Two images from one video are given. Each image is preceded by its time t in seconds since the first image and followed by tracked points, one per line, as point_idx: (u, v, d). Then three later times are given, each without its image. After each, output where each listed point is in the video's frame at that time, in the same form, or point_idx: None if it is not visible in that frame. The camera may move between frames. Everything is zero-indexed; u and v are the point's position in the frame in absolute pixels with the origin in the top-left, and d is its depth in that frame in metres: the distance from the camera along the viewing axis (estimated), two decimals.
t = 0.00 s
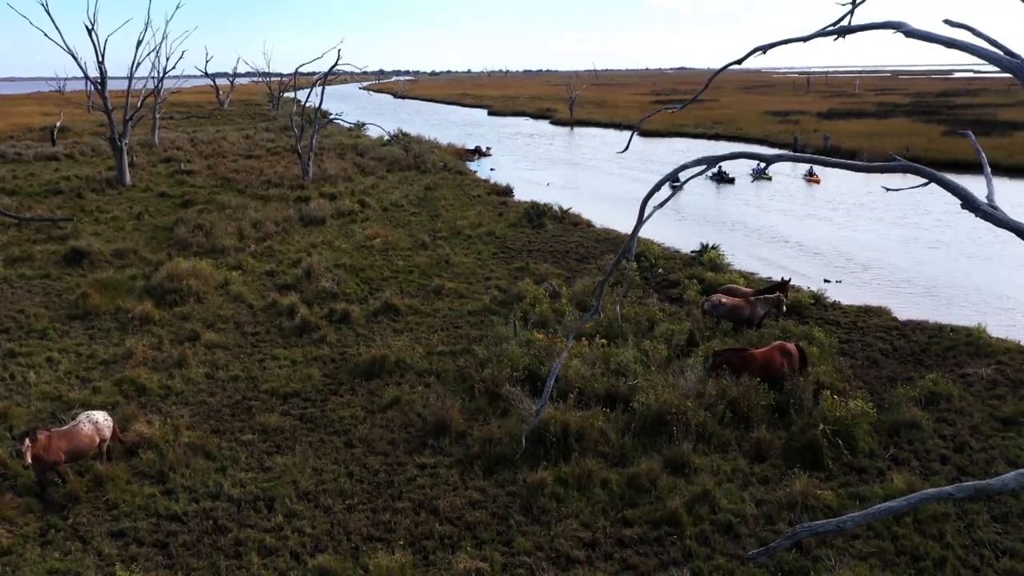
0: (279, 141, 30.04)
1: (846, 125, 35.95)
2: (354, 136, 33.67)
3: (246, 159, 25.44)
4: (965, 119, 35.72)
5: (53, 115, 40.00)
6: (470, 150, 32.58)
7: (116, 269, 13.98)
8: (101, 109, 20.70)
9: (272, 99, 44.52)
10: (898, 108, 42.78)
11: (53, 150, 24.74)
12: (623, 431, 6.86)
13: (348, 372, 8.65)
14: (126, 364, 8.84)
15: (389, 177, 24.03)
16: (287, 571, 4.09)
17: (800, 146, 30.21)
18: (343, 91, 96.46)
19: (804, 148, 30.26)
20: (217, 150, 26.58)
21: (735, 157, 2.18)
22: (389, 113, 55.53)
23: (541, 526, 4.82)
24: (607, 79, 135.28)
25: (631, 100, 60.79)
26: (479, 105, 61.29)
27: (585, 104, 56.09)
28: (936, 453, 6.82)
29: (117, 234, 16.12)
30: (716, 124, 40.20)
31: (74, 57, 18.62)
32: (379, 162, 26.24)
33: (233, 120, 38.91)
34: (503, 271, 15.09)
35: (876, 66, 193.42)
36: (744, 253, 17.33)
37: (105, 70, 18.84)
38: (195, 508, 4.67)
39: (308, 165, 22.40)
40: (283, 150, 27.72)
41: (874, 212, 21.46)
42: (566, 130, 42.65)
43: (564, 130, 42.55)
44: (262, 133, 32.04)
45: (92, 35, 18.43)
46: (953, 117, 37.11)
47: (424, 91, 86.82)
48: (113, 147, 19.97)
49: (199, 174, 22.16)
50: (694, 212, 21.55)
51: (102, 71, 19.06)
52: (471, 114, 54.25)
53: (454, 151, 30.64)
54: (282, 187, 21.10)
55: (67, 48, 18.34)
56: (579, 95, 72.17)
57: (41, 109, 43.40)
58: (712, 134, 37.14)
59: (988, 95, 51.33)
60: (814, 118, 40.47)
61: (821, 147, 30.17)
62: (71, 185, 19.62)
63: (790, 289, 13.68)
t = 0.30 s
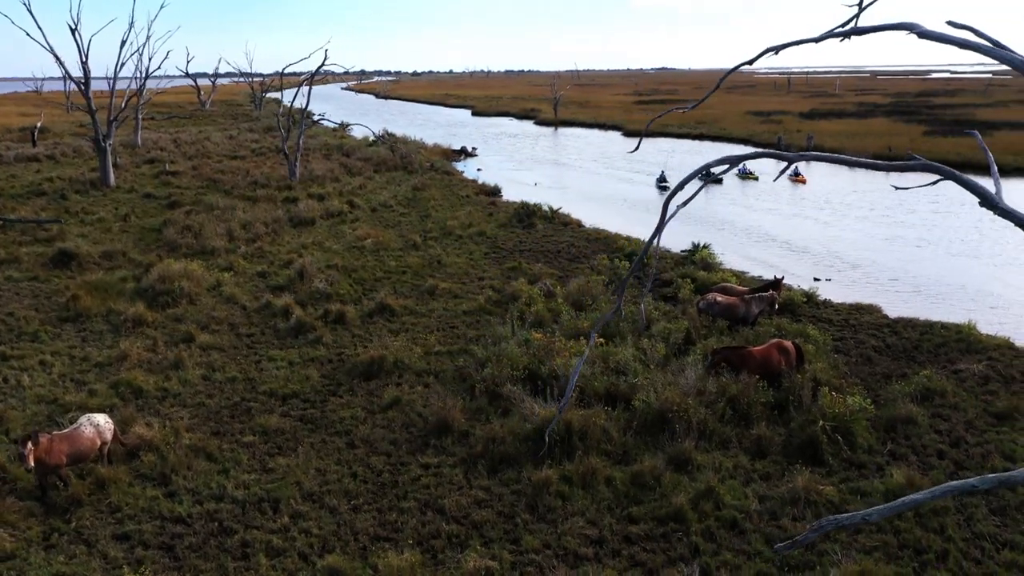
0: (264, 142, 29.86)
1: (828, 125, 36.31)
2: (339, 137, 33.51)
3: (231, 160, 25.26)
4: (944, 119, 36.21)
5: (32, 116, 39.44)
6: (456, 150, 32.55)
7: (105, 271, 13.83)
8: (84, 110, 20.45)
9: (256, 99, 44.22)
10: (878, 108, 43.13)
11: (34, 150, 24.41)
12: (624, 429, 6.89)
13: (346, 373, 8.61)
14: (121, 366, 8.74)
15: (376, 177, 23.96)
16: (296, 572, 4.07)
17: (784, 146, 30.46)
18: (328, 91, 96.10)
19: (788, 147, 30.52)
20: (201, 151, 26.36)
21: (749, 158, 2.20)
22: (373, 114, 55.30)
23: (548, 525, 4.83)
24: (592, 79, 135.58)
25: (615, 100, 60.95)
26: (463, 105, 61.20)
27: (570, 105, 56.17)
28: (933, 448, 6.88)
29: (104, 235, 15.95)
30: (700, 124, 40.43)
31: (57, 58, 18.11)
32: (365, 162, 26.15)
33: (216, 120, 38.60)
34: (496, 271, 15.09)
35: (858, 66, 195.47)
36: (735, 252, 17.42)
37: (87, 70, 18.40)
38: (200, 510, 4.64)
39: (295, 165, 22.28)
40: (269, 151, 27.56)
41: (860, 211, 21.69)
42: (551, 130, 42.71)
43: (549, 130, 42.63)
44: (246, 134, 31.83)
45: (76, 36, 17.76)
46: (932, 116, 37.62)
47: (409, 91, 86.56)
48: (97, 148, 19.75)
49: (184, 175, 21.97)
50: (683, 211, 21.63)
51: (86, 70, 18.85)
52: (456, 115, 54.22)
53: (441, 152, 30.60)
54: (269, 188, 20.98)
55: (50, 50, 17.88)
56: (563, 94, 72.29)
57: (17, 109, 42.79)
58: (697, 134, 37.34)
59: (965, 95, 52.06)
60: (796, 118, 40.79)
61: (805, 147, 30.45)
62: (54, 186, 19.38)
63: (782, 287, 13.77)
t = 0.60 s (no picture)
0: (244, 142, 29.60)
1: (805, 125, 36.71)
2: (320, 138, 33.30)
3: (211, 161, 25.01)
4: (919, 119, 36.77)
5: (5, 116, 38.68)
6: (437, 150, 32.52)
7: (89, 273, 13.64)
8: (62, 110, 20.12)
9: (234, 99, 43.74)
10: (854, 108, 43.62)
11: (8, 152, 23.98)
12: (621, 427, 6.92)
13: (340, 373, 8.57)
14: (111, 369, 8.62)
15: (359, 178, 23.86)
16: (300, 573, 4.04)
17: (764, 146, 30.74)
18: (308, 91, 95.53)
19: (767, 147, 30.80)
20: (181, 151, 26.06)
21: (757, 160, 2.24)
22: (353, 114, 54.97)
23: (550, 523, 4.84)
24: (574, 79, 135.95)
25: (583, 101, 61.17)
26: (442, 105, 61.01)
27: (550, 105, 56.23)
28: (924, 442, 6.99)
29: (86, 237, 15.72)
30: (679, 124, 40.66)
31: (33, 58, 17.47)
32: (347, 162, 26.00)
33: (194, 121, 38.18)
34: (484, 271, 15.08)
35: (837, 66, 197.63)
36: (721, 251, 17.56)
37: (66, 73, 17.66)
38: (200, 513, 4.60)
39: (277, 166, 22.10)
40: (249, 152, 27.31)
41: (843, 209, 21.94)
42: (531, 130, 42.72)
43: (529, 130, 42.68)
44: (224, 134, 31.54)
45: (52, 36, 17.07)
46: (907, 116, 38.16)
47: (390, 91, 86.16)
48: (75, 149, 19.44)
49: (163, 177, 21.71)
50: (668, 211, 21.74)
51: (64, 70, 18.56)
52: (436, 115, 54.08)
53: (423, 152, 30.52)
54: (252, 189, 20.80)
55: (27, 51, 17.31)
56: (543, 95, 72.36)
57: None
58: (677, 134, 37.59)
59: (938, 95, 52.83)
60: (773, 118, 41.29)
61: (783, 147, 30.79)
62: (31, 188, 19.05)
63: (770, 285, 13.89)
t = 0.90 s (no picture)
0: (222, 143, 29.26)
1: (782, 125, 37.10)
2: (300, 138, 33.04)
3: (190, 162, 24.70)
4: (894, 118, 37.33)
5: None
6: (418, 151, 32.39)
7: (71, 276, 13.42)
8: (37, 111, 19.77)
9: (211, 99, 43.24)
10: (828, 108, 44.16)
11: None
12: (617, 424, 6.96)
13: (333, 374, 8.53)
14: (100, 372, 8.50)
15: (341, 179, 23.72)
16: (304, 573, 4.03)
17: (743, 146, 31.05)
18: (286, 91, 94.77)
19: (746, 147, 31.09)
20: (158, 152, 25.71)
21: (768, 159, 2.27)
22: (332, 114, 54.63)
23: (552, 520, 4.86)
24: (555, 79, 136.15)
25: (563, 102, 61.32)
26: (421, 106, 60.78)
27: (529, 105, 56.28)
28: (914, 436, 7.10)
29: (67, 240, 15.47)
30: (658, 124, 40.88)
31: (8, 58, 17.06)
32: (328, 163, 25.84)
33: (170, 121, 37.65)
34: (472, 271, 15.08)
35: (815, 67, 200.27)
36: (707, 249, 17.69)
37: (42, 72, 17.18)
38: (199, 515, 4.56)
39: (258, 166, 21.88)
40: (229, 153, 27.02)
41: (825, 208, 22.20)
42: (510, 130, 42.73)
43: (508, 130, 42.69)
44: (201, 135, 31.13)
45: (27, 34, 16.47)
46: (881, 116, 38.73)
47: (369, 91, 85.68)
48: (51, 150, 19.11)
49: (142, 178, 21.42)
50: (653, 210, 21.83)
51: (40, 70, 18.24)
52: (415, 115, 53.89)
53: (404, 152, 30.40)
54: (233, 190, 20.60)
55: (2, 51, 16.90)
56: (523, 95, 72.38)
57: None
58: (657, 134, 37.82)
59: (910, 95, 53.64)
60: (750, 118, 41.56)
61: (761, 147, 31.12)
62: (6, 190, 18.69)
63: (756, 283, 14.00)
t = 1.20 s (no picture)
0: (202, 144, 28.92)
1: (760, 125, 37.45)
2: (280, 138, 32.76)
3: (168, 163, 24.38)
4: (870, 118, 37.86)
5: None
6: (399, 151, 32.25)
7: (54, 279, 13.21)
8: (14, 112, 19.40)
9: (188, 100, 42.69)
10: (804, 108, 44.68)
11: None
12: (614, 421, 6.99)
13: (327, 375, 8.49)
14: (90, 375, 8.38)
15: (323, 179, 23.55)
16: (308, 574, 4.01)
17: (723, 145, 31.30)
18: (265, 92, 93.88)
19: (726, 146, 31.35)
20: (136, 153, 25.35)
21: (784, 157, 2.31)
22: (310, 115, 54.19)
23: (554, 517, 4.87)
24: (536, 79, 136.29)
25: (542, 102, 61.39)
26: (400, 106, 60.50)
27: (508, 106, 56.27)
28: (905, 429, 7.21)
29: (48, 242, 15.22)
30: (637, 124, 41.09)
31: None
32: (309, 163, 25.66)
33: (146, 122, 37.09)
34: (460, 271, 15.07)
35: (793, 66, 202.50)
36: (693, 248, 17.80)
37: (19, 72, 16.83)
38: (200, 517, 4.53)
39: (239, 167, 21.67)
40: (208, 154, 26.70)
41: (808, 206, 22.45)
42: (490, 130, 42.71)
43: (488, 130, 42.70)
44: (179, 136, 30.73)
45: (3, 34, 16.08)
46: (857, 115, 39.26)
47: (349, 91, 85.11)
48: (28, 151, 18.77)
49: (121, 179, 21.11)
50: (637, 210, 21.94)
51: (15, 70, 17.93)
52: (396, 116, 53.65)
53: (386, 153, 30.27)
54: (214, 191, 20.37)
55: None
56: (502, 95, 72.34)
57: None
58: (637, 134, 38.00)
59: (884, 94, 54.39)
60: (729, 117, 41.98)
61: (740, 147, 31.42)
62: None
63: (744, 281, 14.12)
